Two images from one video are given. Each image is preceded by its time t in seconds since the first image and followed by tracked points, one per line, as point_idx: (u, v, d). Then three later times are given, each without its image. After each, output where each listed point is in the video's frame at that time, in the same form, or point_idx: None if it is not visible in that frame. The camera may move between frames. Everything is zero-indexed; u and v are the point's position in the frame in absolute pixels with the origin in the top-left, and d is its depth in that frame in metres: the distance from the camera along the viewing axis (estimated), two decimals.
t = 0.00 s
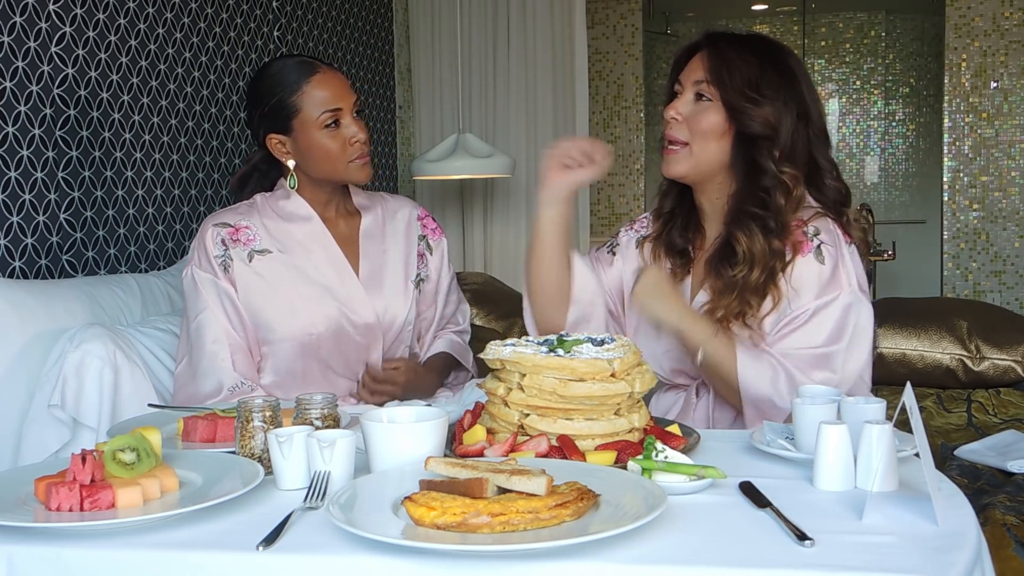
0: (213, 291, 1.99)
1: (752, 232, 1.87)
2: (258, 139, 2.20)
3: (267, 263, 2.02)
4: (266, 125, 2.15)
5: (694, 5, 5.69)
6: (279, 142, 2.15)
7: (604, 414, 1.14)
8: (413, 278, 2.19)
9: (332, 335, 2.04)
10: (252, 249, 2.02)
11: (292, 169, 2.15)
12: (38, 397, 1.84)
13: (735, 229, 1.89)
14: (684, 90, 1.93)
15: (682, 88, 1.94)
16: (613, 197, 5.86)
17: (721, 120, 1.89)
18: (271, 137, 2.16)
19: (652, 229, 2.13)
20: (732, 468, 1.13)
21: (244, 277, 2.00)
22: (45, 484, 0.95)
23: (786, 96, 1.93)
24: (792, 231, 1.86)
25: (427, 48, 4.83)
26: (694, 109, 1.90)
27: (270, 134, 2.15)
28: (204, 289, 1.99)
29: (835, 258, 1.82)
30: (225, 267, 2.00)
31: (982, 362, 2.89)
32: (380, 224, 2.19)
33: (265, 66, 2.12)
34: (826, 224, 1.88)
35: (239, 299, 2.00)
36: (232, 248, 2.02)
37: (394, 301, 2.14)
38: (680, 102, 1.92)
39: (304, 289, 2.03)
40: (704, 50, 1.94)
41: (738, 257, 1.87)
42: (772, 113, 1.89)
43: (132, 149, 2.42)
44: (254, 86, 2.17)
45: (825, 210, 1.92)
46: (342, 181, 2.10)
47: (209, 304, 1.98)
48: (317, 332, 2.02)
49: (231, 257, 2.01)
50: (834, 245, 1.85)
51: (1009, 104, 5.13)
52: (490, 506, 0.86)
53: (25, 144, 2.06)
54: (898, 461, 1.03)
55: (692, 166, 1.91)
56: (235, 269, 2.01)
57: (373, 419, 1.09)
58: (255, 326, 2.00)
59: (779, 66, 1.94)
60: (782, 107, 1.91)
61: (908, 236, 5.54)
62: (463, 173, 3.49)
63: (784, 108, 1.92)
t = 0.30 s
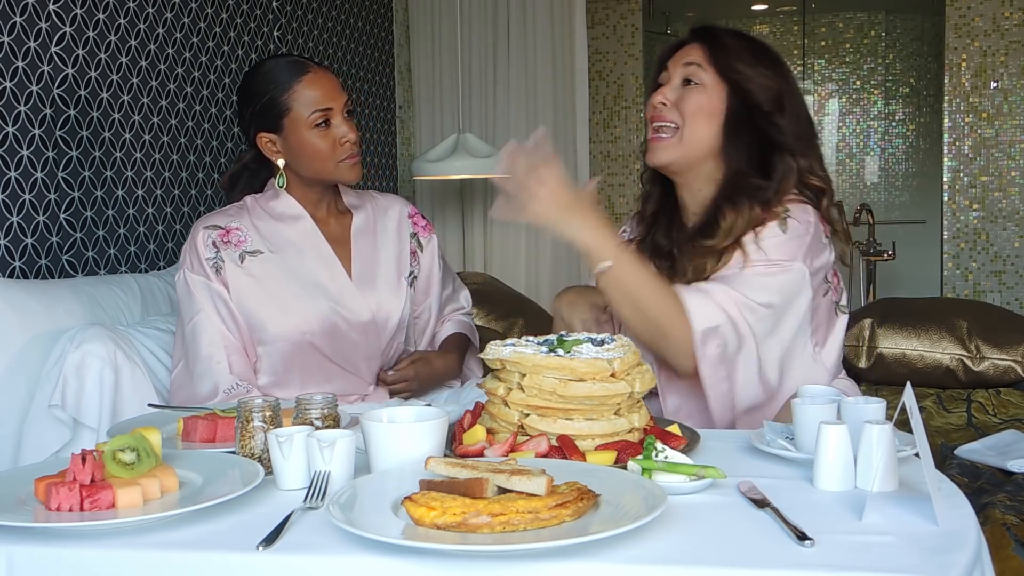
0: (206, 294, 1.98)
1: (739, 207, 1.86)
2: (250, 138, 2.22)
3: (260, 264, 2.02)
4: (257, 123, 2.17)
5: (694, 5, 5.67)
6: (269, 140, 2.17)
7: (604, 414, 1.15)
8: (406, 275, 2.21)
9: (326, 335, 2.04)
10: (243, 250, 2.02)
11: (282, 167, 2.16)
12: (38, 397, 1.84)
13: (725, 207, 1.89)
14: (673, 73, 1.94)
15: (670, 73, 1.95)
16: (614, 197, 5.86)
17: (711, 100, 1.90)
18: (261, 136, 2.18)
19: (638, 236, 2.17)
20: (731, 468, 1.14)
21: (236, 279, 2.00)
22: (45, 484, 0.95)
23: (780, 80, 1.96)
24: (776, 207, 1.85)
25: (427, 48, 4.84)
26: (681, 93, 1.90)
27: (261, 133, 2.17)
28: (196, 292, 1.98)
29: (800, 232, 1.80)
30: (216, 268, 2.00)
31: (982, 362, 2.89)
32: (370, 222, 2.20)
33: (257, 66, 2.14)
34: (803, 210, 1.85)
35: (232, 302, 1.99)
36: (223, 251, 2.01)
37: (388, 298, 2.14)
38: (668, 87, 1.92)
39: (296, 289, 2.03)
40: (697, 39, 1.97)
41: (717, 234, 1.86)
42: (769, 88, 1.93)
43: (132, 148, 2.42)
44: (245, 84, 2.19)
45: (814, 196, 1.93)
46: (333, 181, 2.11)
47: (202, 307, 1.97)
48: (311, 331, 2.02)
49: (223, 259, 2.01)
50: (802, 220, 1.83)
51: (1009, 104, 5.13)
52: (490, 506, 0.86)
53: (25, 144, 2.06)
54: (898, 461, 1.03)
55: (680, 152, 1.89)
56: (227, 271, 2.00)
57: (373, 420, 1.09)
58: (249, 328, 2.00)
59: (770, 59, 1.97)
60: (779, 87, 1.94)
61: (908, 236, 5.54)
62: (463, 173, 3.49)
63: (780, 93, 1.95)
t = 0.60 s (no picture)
0: (208, 297, 1.97)
1: (704, 240, 1.85)
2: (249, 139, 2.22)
3: (263, 267, 2.02)
4: (256, 121, 2.17)
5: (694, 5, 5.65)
6: (267, 139, 2.17)
7: (604, 414, 1.15)
8: (404, 279, 2.22)
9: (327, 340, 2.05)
10: (246, 253, 2.01)
11: (281, 166, 2.16)
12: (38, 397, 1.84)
13: (689, 239, 1.87)
14: (628, 101, 1.94)
15: (625, 101, 1.95)
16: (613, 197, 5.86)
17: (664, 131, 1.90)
18: (260, 134, 2.18)
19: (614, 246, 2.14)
20: (732, 468, 1.13)
21: (239, 282, 1.99)
22: (46, 484, 0.95)
23: (727, 96, 1.91)
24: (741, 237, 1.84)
25: (428, 48, 4.85)
26: (641, 123, 1.91)
27: (260, 133, 2.18)
28: (199, 295, 1.97)
29: (789, 260, 1.79)
30: (219, 271, 1.99)
31: (982, 362, 2.89)
32: (369, 227, 2.20)
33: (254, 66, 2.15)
34: (785, 224, 1.83)
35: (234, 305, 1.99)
36: (227, 253, 2.00)
37: (388, 301, 2.17)
38: (626, 118, 1.93)
39: (299, 294, 2.03)
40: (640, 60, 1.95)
41: (691, 268, 1.86)
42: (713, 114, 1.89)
43: (132, 148, 2.42)
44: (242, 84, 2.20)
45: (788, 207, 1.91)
46: (332, 177, 2.12)
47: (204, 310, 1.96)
48: (313, 337, 2.03)
49: (226, 263, 2.00)
50: (790, 243, 1.80)
51: (1009, 104, 5.13)
52: (490, 506, 0.86)
53: (25, 144, 2.06)
54: (898, 460, 1.03)
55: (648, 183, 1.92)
56: (230, 274, 1.99)
57: (373, 420, 1.09)
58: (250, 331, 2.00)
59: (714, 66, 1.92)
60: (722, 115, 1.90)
61: (908, 236, 5.54)
62: (463, 173, 3.49)
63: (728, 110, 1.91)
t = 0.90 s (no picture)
0: (271, 290, 1.97)
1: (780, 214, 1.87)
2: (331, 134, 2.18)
3: (329, 275, 2.00)
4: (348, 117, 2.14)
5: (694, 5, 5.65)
6: (359, 136, 2.15)
7: (604, 414, 1.15)
8: (456, 310, 2.17)
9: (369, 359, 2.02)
10: (316, 256, 2.00)
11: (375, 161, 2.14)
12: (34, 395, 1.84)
13: (767, 211, 1.88)
14: (713, 81, 1.93)
15: (709, 80, 1.95)
16: (613, 197, 5.87)
17: (751, 112, 1.91)
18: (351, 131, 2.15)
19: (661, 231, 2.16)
20: (732, 468, 1.13)
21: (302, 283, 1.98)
22: (45, 484, 0.95)
23: (813, 91, 1.97)
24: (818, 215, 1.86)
25: (427, 48, 4.84)
26: (725, 102, 1.91)
27: (351, 129, 2.15)
28: (262, 288, 1.96)
29: (844, 249, 1.83)
30: (287, 268, 1.98)
31: (983, 362, 2.89)
32: (432, 243, 2.18)
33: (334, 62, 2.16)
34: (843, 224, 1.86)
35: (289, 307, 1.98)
36: (298, 252, 1.99)
37: (436, 328, 2.13)
38: (711, 95, 1.92)
39: (352, 306, 2.01)
40: (731, 43, 1.98)
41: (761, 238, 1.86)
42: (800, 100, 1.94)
43: (132, 149, 2.42)
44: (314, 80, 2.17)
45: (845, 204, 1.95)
46: (427, 170, 2.14)
47: (264, 304, 1.95)
48: (357, 354, 2.00)
49: (297, 261, 1.99)
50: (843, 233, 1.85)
51: (1009, 104, 5.13)
52: (490, 506, 0.86)
53: (25, 144, 2.06)
54: (898, 460, 1.03)
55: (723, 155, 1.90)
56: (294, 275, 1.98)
57: (373, 420, 1.09)
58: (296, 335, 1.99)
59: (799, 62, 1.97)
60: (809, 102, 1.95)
61: (908, 236, 5.54)
62: (463, 173, 3.49)
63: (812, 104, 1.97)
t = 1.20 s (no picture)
0: (270, 289, 1.97)
1: (778, 204, 1.89)
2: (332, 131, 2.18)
3: (327, 273, 2.00)
4: (349, 116, 2.15)
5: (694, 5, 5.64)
6: (359, 134, 2.16)
7: (604, 414, 1.15)
8: (459, 311, 2.17)
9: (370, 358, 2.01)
10: (314, 255, 2.00)
11: (374, 161, 2.15)
12: (33, 394, 1.84)
13: (764, 205, 1.89)
14: (696, 83, 1.93)
15: (691, 83, 1.94)
16: (613, 197, 5.88)
17: (740, 112, 1.91)
18: (352, 129, 2.16)
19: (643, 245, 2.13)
20: (732, 468, 1.13)
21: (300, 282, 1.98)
22: (45, 484, 0.95)
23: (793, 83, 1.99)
24: (814, 206, 1.92)
25: (427, 48, 4.84)
26: (712, 105, 1.91)
27: (351, 126, 2.16)
28: (261, 287, 1.96)
29: (834, 244, 1.86)
30: (285, 265, 1.98)
31: (982, 362, 2.89)
32: (435, 243, 2.18)
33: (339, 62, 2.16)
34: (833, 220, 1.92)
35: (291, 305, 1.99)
36: (296, 251, 1.99)
37: (438, 328, 2.13)
38: (698, 99, 1.92)
39: (352, 304, 2.01)
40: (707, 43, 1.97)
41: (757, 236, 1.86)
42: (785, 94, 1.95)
43: (132, 149, 2.42)
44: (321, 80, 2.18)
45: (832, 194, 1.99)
46: (426, 172, 2.16)
47: (264, 302, 1.96)
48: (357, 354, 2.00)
49: (295, 259, 1.99)
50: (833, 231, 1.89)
51: (1009, 104, 5.14)
52: (490, 506, 0.86)
53: (25, 144, 2.06)
54: (898, 460, 1.03)
55: (715, 158, 1.90)
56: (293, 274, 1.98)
57: (373, 420, 1.09)
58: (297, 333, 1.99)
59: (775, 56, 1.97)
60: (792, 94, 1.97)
61: (908, 237, 5.54)
62: (463, 173, 3.49)
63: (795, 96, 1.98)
